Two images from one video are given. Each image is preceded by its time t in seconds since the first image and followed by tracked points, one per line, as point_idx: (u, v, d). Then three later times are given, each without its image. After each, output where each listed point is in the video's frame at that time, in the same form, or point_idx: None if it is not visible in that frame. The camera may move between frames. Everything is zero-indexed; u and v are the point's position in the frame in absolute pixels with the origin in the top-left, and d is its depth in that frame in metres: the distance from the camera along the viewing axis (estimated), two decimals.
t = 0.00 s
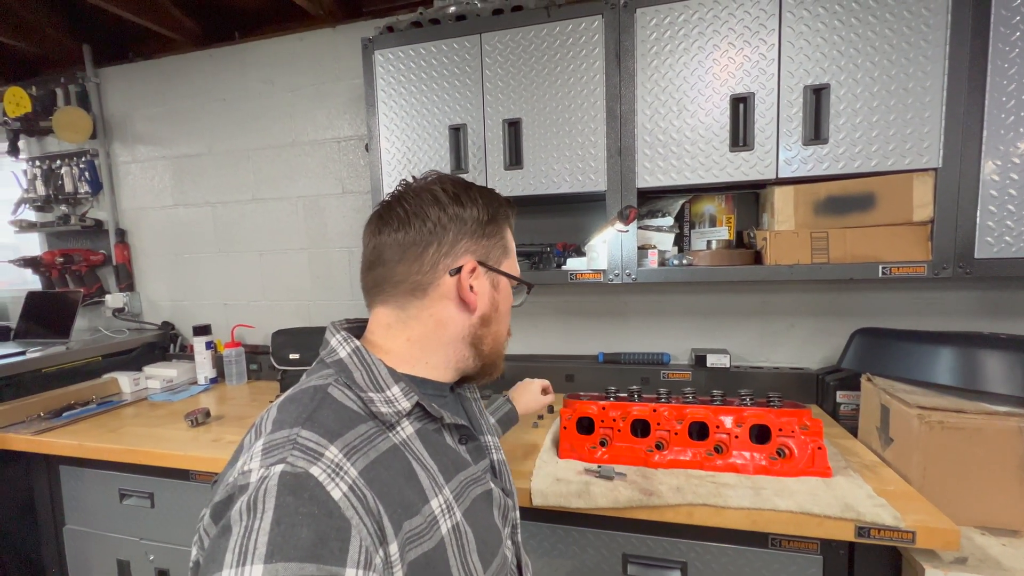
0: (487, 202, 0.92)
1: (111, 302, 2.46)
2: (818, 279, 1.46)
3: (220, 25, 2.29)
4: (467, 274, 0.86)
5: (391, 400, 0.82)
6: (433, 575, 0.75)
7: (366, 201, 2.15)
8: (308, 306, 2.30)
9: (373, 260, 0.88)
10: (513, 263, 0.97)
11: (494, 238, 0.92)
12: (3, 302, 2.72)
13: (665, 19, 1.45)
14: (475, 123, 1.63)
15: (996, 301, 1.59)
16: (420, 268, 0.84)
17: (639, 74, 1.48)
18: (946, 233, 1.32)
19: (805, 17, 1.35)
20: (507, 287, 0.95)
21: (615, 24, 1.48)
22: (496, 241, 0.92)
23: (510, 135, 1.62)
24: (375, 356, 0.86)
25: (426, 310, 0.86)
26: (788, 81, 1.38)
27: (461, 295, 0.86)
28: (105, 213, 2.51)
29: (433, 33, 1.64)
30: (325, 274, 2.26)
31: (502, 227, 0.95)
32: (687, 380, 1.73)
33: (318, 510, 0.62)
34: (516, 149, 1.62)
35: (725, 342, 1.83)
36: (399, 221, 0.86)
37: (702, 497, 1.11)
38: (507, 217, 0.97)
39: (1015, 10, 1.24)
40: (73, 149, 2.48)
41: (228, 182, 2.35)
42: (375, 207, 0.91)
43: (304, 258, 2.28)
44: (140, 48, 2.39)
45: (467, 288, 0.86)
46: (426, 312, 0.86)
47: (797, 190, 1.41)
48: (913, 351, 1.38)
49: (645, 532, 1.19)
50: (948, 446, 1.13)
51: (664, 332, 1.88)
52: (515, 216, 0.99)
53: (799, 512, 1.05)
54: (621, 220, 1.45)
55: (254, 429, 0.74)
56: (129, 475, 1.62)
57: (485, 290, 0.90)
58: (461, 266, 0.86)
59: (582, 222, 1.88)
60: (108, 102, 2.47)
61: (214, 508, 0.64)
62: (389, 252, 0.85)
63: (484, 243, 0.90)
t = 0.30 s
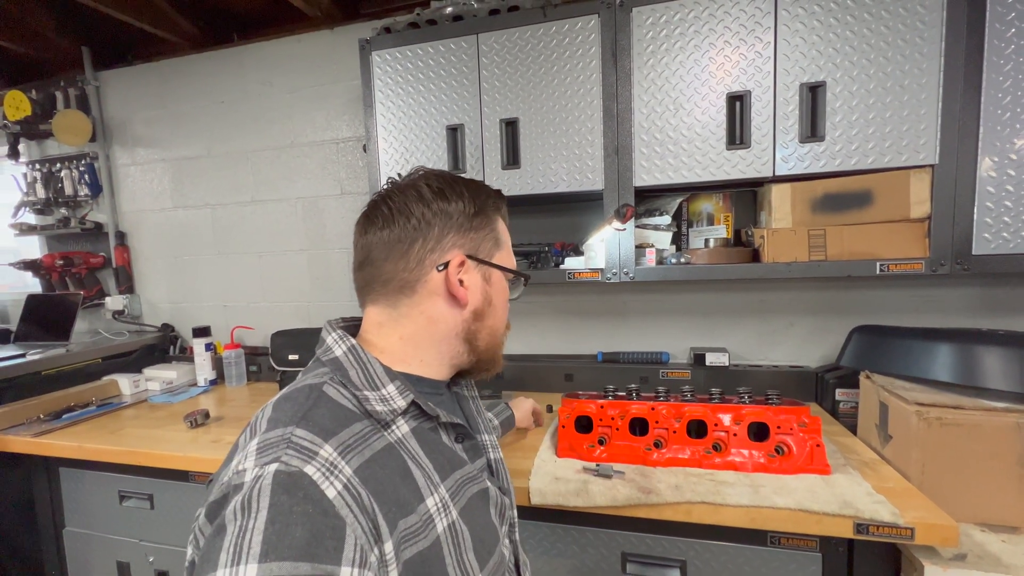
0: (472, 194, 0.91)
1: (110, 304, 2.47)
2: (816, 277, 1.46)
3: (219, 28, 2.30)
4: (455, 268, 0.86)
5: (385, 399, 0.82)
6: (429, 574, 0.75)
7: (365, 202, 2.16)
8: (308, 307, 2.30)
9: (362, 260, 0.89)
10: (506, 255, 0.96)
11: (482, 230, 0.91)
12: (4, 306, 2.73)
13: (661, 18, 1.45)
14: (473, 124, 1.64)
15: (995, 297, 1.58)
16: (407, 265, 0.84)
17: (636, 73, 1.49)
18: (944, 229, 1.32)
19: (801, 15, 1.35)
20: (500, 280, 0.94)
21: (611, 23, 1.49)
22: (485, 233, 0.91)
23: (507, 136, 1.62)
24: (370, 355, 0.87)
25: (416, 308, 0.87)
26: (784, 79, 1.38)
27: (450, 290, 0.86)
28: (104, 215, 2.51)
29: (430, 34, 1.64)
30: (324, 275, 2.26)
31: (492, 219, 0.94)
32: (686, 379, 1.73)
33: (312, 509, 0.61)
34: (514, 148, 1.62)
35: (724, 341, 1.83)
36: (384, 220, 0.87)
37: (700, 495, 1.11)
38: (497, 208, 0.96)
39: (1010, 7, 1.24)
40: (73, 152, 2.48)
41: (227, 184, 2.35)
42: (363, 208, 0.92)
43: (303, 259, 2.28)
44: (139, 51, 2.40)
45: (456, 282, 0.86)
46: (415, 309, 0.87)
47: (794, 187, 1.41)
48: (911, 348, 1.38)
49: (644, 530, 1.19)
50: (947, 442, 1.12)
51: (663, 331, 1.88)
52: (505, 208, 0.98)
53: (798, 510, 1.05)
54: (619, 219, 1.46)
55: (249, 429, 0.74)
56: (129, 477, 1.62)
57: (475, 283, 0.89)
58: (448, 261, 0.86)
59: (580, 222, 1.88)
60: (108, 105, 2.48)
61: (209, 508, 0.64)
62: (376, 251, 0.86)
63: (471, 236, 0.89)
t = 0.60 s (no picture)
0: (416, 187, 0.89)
1: (110, 309, 2.46)
2: (818, 274, 1.46)
3: (216, 31, 2.30)
4: (389, 268, 0.85)
5: (391, 400, 0.82)
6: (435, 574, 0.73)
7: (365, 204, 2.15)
8: (308, 310, 2.30)
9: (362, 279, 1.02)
10: (462, 240, 0.86)
11: (422, 220, 0.86)
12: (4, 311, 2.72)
13: (660, 17, 1.45)
14: (472, 125, 1.63)
15: (997, 294, 1.58)
16: (364, 275, 0.91)
17: (635, 72, 1.48)
18: (946, 226, 1.32)
19: (800, 13, 1.35)
20: (450, 270, 0.85)
21: (610, 23, 1.48)
22: (427, 224, 0.86)
23: (506, 136, 1.62)
24: (376, 357, 0.87)
25: (376, 314, 0.91)
26: (784, 77, 1.38)
27: (390, 291, 0.86)
28: (103, 220, 2.51)
29: (428, 35, 1.64)
30: (324, 277, 2.25)
31: (438, 206, 0.87)
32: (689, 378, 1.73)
33: (321, 506, 0.62)
34: (513, 149, 1.62)
35: (726, 340, 1.82)
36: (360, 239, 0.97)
37: (705, 496, 1.11)
38: (449, 192, 0.87)
39: (1009, 2, 1.24)
40: (71, 157, 2.48)
41: (226, 187, 2.35)
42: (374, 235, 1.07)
43: (303, 262, 2.28)
44: (137, 55, 2.40)
45: (393, 282, 0.86)
46: (374, 314, 0.90)
47: (795, 185, 1.40)
48: (914, 345, 1.37)
49: (649, 531, 1.18)
50: (951, 440, 1.12)
51: (664, 330, 1.88)
52: (461, 188, 0.89)
53: (803, 509, 1.05)
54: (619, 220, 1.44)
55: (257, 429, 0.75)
56: (131, 482, 1.62)
57: (416, 280, 0.86)
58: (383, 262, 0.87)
59: (580, 221, 1.87)
60: (106, 109, 2.47)
61: (219, 506, 0.65)
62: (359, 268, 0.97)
63: (410, 231, 0.86)
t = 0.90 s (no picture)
0: (356, 217, 0.90)
1: (103, 317, 2.43)
2: (819, 278, 1.43)
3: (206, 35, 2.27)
4: (349, 303, 0.90)
5: (376, 409, 0.80)
6: None
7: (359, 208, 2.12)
8: (303, 317, 2.27)
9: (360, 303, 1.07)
10: (396, 263, 0.84)
11: (359, 249, 0.87)
12: None
13: (655, 17, 1.42)
14: (465, 128, 1.60)
15: (1001, 295, 1.55)
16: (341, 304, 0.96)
17: (631, 74, 1.45)
18: (950, 228, 1.29)
19: (799, 11, 1.32)
20: (384, 294, 0.84)
21: (604, 23, 1.45)
22: (363, 252, 0.86)
23: (500, 140, 1.59)
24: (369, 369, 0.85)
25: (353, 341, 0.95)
26: (783, 78, 1.35)
27: (354, 323, 0.90)
28: (95, 227, 2.48)
29: (419, 37, 1.61)
30: (318, 283, 2.23)
31: (371, 231, 0.86)
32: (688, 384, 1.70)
33: (299, 508, 0.62)
34: (507, 153, 1.59)
35: (726, 344, 1.80)
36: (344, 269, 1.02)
37: (705, 508, 1.08)
38: (377, 215, 0.87)
39: None
40: (61, 163, 2.44)
41: (218, 193, 2.32)
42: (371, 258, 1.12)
43: (297, 268, 2.25)
44: (127, 60, 2.37)
45: (354, 315, 0.89)
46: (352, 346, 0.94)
47: (795, 188, 1.37)
48: (918, 350, 1.34)
49: (648, 545, 1.15)
50: (957, 448, 1.09)
51: (663, 335, 1.85)
52: (395, 207, 0.86)
53: (807, 522, 1.02)
54: (614, 224, 1.47)
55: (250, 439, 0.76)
56: (122, 495, 1.59)
57: (367, 309, 0.87)
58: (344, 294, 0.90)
59: (577, 225, 1.84)
60: (96, 115, 2.44)
61: (206, 510, 0.65)
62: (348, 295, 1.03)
63: (355, 262, 0.88)
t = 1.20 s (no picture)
0: (365, 212, 0.89)
1: (102, 317, 2.42)
2: (826, 273, 1.41)
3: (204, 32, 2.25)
4: (358, 297, 0.89)
5: (379, 400, 0.77)
6: None
7: (358, 206, 2.10)
8: (303, 316, 2.25)
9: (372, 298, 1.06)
10: (402, 257, 0.82)
11: (368, 243, 0.86)
12: None
13: (658, 7, 1.39)
14: (465, 123, 1.58)
15: (1012, 289, 1.53)
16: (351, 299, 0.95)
17: (633, 66, 1.43)
18: (960, 221, 1.27)
19: None
20: (391, 288, 0.82)
21: (606, 14, 1.43)
22: (372, 246, 0.85)
23: (501, 134, 1.57)
24: (376, 362, 0.84)
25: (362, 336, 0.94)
26: (789, 68, 1.32)
27: (363, 317, 0.89)
28: (94, 227, 2.46)
29: (418, 31, 1.58)
30: (318, 281, 2.21)
31: (380, 225, 0.85)
32: (693, 381, 1.68)
33: (300, 492, 0.62)
34: (508, 147, 1.57)
35: (732, 340, 1.77)
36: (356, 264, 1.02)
37: (713, 508, 1.06)
38: (387, 209, 0.85)
39: None
40: (59, 163, 2.43)
41: (217, 192, 2.30)
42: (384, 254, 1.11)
43: (297, 266, 2.23)
44: (124, 57, 2.35)
45: (362, 309, 0.88)
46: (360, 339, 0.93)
47: (802, 180, 1.34)
48: (928, 345, 1.32)
49: (655, 544, 1.13)
50: (971, 445, 1.07)
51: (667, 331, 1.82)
52: (403, 203, 0.85)
53: (817, 521, 0.99)
54: (619, 218, 1.37)
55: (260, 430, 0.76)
56: (120, 497, 1.57)
57: (374, 302, 0.86)
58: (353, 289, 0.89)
59: (579, 221, 1.82)
60: (93, 114, 2.42)
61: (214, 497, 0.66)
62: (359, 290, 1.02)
63: (363, 256, 0.87)
